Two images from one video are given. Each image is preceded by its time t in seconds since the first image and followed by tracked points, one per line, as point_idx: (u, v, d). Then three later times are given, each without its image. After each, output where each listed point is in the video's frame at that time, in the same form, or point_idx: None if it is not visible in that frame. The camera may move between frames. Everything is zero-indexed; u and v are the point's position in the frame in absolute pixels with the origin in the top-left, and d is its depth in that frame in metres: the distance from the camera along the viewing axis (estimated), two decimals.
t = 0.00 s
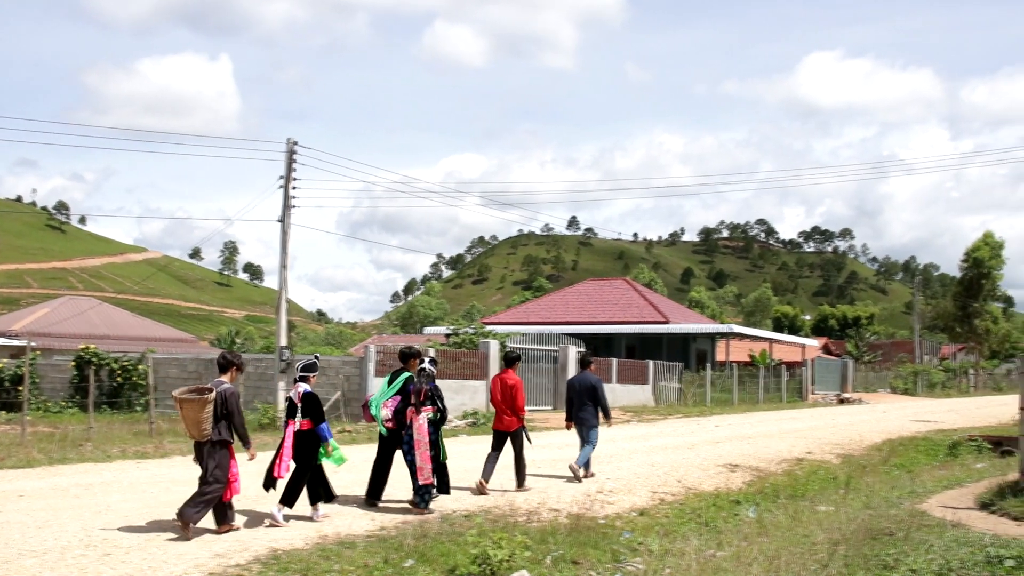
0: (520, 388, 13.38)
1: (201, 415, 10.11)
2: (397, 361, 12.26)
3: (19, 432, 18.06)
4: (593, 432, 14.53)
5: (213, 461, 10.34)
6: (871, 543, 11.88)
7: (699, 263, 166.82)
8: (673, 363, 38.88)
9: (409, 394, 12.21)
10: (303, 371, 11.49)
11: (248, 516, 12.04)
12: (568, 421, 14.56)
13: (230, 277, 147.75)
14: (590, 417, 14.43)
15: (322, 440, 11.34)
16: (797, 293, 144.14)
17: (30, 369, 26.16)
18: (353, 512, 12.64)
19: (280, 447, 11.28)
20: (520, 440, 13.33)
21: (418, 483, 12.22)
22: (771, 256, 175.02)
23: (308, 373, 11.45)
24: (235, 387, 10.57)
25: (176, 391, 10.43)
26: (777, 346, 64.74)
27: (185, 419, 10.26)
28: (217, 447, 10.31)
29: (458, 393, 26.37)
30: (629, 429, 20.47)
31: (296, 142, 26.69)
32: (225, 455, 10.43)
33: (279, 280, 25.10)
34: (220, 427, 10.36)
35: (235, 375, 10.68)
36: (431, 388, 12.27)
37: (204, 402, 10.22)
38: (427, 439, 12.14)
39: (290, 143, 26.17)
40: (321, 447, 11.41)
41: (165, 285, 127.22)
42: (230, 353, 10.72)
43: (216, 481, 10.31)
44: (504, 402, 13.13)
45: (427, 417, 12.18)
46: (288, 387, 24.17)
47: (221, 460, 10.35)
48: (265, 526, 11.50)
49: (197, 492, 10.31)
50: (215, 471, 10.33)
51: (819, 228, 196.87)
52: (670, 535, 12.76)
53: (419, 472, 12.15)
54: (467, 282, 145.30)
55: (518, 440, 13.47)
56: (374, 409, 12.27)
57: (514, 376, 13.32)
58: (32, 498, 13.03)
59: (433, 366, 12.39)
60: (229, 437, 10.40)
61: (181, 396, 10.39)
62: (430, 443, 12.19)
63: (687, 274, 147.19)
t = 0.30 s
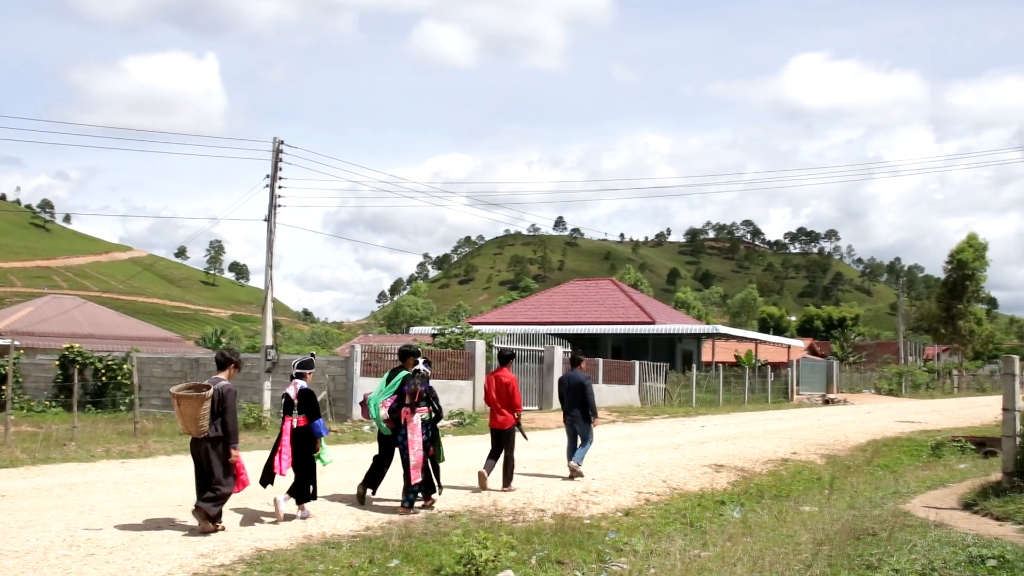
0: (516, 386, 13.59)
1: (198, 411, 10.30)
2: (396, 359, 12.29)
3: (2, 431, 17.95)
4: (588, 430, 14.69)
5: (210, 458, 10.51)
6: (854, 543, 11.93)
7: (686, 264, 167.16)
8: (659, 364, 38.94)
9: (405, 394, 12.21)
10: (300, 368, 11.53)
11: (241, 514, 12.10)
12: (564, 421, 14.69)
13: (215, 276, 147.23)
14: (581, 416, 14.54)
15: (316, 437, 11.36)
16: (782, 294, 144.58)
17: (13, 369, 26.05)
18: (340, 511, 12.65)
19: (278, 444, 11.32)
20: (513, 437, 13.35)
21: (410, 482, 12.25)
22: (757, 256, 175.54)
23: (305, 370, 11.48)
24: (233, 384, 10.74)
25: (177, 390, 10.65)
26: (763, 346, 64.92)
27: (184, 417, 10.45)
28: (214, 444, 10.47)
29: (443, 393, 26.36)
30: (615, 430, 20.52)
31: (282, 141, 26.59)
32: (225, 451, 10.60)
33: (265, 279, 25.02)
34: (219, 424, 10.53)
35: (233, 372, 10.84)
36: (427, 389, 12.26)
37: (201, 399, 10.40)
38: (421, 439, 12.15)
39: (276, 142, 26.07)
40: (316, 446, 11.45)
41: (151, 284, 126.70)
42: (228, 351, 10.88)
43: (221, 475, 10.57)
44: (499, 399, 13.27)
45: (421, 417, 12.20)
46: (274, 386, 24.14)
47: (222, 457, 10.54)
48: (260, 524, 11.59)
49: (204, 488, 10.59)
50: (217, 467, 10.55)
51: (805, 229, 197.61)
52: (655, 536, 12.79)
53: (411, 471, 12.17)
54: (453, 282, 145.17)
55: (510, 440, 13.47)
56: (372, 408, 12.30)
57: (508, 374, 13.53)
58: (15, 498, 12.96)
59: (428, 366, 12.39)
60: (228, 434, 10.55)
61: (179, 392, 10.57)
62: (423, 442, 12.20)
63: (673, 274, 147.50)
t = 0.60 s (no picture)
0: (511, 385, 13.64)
1: (195, 412, 10.41)
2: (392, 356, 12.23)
3: None
4: (580, 429, 14.76)
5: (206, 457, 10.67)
6: (840, 543, 11.97)
7: (672, 265, 167.49)
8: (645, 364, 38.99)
9: (401, 394, 12.19)
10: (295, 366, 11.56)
11: (239, 509, 12.27)
12: (555, 422, 14.74)
13: (201, 275, 146.69)
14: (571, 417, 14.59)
15: (310, 435, 11.38)
16: (768, 295, 145.00)
17: None
18: (326, 511, 12.64)
19: (276, 443, 11.39)
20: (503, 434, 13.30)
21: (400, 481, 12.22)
22: (743, 257, 176.04)
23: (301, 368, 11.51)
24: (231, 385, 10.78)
25: (176, 388, 10.76)
26: (749, 347, 65.10)
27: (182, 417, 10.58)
28: (209, 445, 10.60)
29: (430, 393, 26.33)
30: (602, 430, 20.55)
31: (269, 140, 26.51)
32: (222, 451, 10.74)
33: (251, 279, 24.95)
34: (215, 425, 10.63)
35: (232, 373, 10.88)
36: (421, 391, 12.24)
37: (198, 400, 10.50)
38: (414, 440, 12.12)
39: (262, 141, 26.00)
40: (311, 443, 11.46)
41: (136, 284, 126.17)
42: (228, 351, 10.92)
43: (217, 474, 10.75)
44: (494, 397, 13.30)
45: (415, 419, 12.17)
46: (260, 386, 24.08)
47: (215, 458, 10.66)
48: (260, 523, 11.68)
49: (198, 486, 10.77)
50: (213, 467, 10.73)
51: (790, 230, 198.34)
52: (641, 535, 12.82)
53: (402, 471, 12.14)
54: (439, 282, 145.08)
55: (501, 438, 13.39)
56: (367, 404, 12.27)
57: (504, 374, 13.60)
58: None
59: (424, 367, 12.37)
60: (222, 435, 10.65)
61: (177, 392, 10.68)
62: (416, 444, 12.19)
63: (660, 275, 147.73)
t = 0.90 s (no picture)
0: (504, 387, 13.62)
1: (194, 415, 10.44)
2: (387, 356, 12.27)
3: None
4: (570, 431, 14.83)
5: (203, 459, 10.76)
6: (824, 543, 12.03)
7: (658, 265, 167.86)
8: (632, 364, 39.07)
9: (396, 394, 12.23)
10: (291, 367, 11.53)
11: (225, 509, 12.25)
12: (545, 423, 14.78)
13: (187, 275, 146.17)
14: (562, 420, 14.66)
15: (305, 437, 11.37)
16: (754, 296, 145.44)
17: None
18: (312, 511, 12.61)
19: (275, 443, 11.37)
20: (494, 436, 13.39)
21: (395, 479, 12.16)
22: (730, 257, 176.48)
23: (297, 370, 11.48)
24: (229, 388, 10.84)
25: (174, 390, 10.78)
26: (735, 348, 65.30)
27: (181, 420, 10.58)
28: (206, 446, 10.68)
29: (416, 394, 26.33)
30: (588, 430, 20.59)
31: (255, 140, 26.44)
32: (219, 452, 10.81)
33: (237, 279, 24.88)
34: (213, 428, 10.66)
35: (231, 375, 10.95)
36: (415, 390, 12.33)
37: (196, 404, 10.51)
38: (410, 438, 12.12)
39: (248, 141, 25.91)
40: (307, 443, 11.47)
41: (121, 283, 125.66)
42: (226, 353, 10.98)
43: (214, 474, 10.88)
44: (487, 398, 13.32)
45: (410, 418, 12.17)
46: (245, 387, 24.01)
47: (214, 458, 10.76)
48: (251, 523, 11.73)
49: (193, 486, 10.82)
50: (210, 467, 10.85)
51: (777, 231, 199.07)
52: (626, 536, 12.85)
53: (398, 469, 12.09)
54: (426, 282, 144.99)
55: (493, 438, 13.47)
56: (364, 404, 12.23)
57: (498, 375, 13.54)
58: None
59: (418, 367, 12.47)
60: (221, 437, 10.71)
61: (175, 395, 10.67)
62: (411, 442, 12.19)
63: (646, 275, 148.01)
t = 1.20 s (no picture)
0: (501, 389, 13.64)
1: (196, 415, 10.47)
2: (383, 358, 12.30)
3: None
4: (567, 431, 14.83)
5: (206, 458, 10.78)
6: (812, 543, 12.06)
7: (647, 266, 168.21)
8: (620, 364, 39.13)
9: (392, 393, 12.23)
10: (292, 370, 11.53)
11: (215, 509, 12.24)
12: (541, 423, 14.76)
13: (175, 275, 145.78)
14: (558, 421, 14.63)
15: (302, 439, 11.28)
16: (743, 296, 145.86)
17: None
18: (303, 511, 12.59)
19: (276, 447, 11.32)
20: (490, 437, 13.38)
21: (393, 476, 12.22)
22: (720, 258, 176.86)
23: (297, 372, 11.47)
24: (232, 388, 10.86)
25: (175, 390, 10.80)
26: (723, 348, 65.46)
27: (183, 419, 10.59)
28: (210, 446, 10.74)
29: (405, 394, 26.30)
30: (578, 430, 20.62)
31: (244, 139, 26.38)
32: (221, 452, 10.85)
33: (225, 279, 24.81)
34: (216, 428, 10.71)
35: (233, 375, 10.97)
36: (413, 388, 12.36)
37: (200, 403, 10.54)
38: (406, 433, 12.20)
39: (237, 141, 25.83)
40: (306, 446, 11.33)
41: (108, 283, 125.25)
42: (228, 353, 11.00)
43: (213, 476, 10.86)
44: (483, 399, 13.35)
45: (407, 415, 12.25)
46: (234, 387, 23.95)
47: (216, 459, 10.80)
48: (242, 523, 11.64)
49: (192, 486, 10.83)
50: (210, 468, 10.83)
51: (766, 232, 199.70)
52: (615, 536, 12.86)
53: (395, 464, 12.19)
54: (415, 283, 144.95)
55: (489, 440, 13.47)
56: (361, 404, 12.20)
57: (493, 377, 13.58)
58: None
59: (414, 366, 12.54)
60: (223, 437, 10.76)
61: (177, 394, 10.70)
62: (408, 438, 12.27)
63: (635, 276, 148.27)
